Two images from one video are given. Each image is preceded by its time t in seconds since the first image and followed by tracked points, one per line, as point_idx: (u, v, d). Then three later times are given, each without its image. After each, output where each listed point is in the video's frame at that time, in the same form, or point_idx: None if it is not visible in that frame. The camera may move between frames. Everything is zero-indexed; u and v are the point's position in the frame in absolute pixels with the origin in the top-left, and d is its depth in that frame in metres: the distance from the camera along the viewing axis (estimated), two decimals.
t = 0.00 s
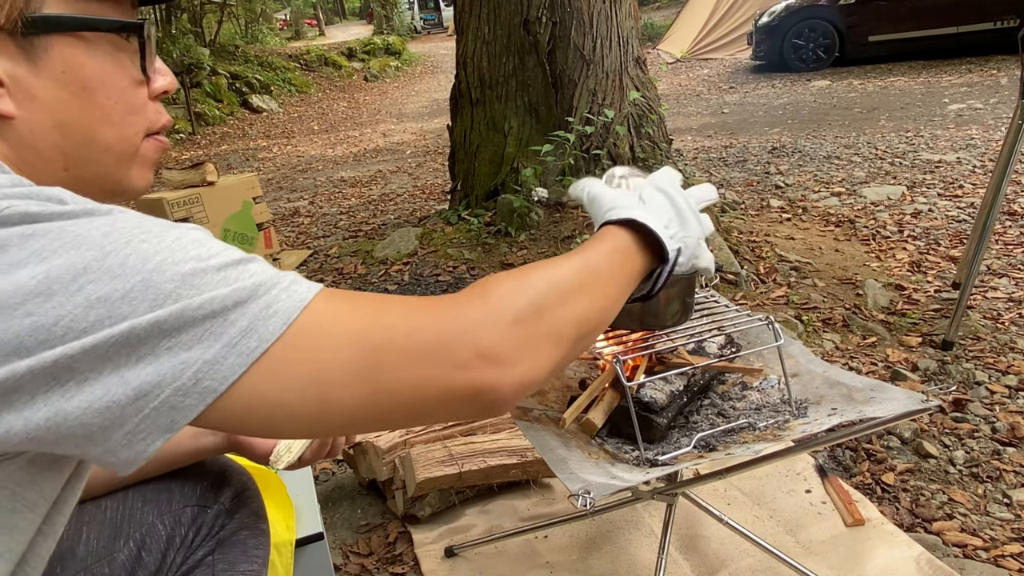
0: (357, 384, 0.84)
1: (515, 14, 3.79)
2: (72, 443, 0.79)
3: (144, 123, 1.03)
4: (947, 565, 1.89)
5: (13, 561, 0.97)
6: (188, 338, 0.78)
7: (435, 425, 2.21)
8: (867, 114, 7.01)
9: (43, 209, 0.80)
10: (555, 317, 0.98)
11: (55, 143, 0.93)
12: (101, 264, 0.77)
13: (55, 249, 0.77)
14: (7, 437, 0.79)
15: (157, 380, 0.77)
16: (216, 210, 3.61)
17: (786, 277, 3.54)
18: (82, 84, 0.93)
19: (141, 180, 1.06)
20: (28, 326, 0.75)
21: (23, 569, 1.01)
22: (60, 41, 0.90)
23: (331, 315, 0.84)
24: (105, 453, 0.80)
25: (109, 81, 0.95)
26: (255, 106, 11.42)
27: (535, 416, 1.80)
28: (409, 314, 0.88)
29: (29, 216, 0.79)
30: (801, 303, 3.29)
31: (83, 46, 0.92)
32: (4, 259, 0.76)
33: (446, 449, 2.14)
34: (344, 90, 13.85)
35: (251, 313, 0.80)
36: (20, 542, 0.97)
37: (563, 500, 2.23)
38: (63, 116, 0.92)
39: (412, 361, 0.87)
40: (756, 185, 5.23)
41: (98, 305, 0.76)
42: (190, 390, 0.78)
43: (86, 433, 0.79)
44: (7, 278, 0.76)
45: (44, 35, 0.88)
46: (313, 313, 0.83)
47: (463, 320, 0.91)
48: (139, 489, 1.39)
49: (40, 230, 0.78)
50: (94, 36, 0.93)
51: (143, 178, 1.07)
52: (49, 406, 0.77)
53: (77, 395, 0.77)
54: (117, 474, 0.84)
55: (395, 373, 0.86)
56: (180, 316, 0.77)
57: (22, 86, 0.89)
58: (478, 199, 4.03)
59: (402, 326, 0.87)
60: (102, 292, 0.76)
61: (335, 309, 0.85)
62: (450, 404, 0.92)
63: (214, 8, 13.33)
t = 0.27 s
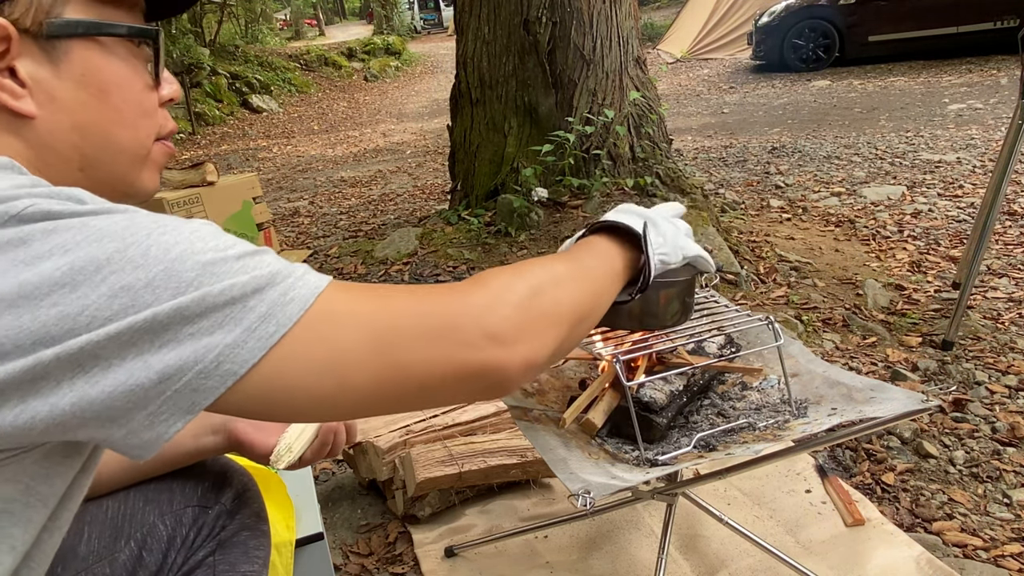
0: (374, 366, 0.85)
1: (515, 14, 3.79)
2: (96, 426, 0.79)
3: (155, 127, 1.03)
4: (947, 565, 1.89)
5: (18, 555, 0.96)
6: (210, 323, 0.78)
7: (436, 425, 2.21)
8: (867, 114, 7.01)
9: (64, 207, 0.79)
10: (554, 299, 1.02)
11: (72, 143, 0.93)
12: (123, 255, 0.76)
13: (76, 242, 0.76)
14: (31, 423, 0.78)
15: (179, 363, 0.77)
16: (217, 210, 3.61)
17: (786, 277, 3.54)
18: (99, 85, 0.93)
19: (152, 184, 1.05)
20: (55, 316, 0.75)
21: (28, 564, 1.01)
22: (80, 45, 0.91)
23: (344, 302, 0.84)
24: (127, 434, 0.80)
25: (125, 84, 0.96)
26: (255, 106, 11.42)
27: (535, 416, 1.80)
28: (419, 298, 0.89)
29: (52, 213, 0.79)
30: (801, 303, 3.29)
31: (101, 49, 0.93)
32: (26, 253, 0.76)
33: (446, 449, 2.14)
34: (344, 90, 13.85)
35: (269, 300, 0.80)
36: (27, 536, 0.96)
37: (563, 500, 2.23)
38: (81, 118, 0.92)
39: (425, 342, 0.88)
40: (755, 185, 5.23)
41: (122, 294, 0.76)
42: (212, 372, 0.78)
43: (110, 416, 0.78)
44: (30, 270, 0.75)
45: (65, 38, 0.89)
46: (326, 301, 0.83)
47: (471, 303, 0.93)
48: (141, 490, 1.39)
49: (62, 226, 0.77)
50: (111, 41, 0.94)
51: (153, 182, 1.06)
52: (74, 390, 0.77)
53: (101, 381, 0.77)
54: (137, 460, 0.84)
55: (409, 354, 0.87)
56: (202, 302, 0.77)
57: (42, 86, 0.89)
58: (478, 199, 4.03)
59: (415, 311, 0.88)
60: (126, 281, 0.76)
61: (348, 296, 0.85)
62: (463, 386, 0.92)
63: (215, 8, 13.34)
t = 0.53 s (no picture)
0: (372, 356, 0.85)
1: (515, 14, 3.79)
2: (98, 415, 0.79)
3: (159, 129, 1.03)
4: (947, 565, 1.89)
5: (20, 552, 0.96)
6: (209, 312, 0.78)
7: (436, 425, 2.22)
8: (867, 114, 7.01)
9: (65, 200, 0.79)
10: (551, 290, 1.03)
11: (78, 140, 0.92)
12: (124, 246, 0.77)
13: (77, 234, 0.77)
14: (33, 413, 0.78)
15: (179, 352, 0.77)
16: (217, 210, 3.61)
17: (786, 277, 3.54)
18: (107, 84, 0.93)
19: (156, 186, 1.04)
20: (56, 306, 0.75)
21: (27, 560, 1.00)
22: (90, 47, 0.91)
23: (343, 292, 0.84)
24: (128, 424, 0.80)
25: (134, 86, 0.97)
26: (255, 106, 11.41)
27: (535, 416, 1.80)
28: (417, 288, 0.89)
29: (54, 207, 0.79)
30: (801, 303, 3.29)
31: (110, 52, 0.94)
32: (28, 245, 0.76)
33: (446, 449, 2.14)
34: (344, 90, 13.84)
35: (269, 290, 0.80)
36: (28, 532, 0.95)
37: (563, 500, 2.23)
38: (88, 116, 0.92)
39: (423, 331, 0.88)
40: (755, 185, 5.23)
41: (122, 284, 0.76)
42: (211, 361, 0.78)
43: (111, 404, 0.79)
44: (30, 261, 0.75)
45: (75, 40, 0.90)
46: (324, 292, 0.83)
47: (468, 293, 0.93)
48: (141, 491, 1.39)
49: (64, 218, 0.78)
50: (120, 45, 0.95)
51: (158, 184, 1.05)
52: (76, 379, 0.77)
53: (101, 369, 0.77)
54: (138, 453, 0.84)
55: (407, 344, 0.87)
56: (201, 291, 0.77)
57: (52, 84, 0.89)
58: (478, 199, 4.03)
59: (412, 300, 0.88)
60: (126, 271, 0.76)
61: (346, 286, 0.85)
62: (462, 376, 0.92)
63: (215, 8, 13.33)
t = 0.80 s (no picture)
0: (335, 356, 0.83)
1: (515, 14, 3.79)
2: (55, 416, 0.77)
3: (123, 115, 1.00)
4: (947, 565, 1.89)
5: None
6: (166, 312, 0.76)
7: (436, 425, 2.22)
8: (867, 114, 7.01)
9: (23, 194, 0.78)
10: (531, 293, 1.01)
11: (37, 132, 0.89)
12: (81, 240, 0.75)
13: (34, 227, 0.75)
14: None
15: (137, 352, 0.76)
16: (216, 210, 3.61)
17: (786, 277, 3.54)
18: (67, 72, 0.90)
19: (124, 173, 1.03)
20: (9, 303, 0.73)
21: (10, 560, 0.98)
22: (47, 33, 0.87)
23: (308, 290, 0.83)
24: (86, 427, 0.78)
25: (95, 72, 0.93)
26: (255, 106, 11.41)
27: (535, 416, 1.81)
28: (387, 289, 0.88)
29: (11, 200, 0.78)
30: (801, 303, 3.29)
31: (67, 37, 0.89)
32: None
33: (446, 449, 2.14)
34: (344, 90, 13.84)
35: (229, 288, 0.79)
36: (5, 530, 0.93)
37: (563, 500, 2.23)
38: (48, 105, 0.89)
39: (388, 330, 0.86)
40: (755, 185, 5.23)
41: (78, 279, 0.75)
42: (170, 362, 0.77)
43: (67, 406, 0.77)
44: None
45: (29, 26, 0.86)
46: (288, 290, 0.82)
47: (438, 294, 0.91)
48: (140, 490, 1.39)
49: (19, 212, 0.76)
50: (78, 30, 0.91)
51: (125, 170, 1.03)
52: (32, 378, 0.76)
53: (58, 369, 0.75)
54: (101, 454, 0.83)
55: (371, 344, 0.85)
56: (159, 291, 0.75)
57: (7, 74, 0.86)
58: (478, 199, 4.03)
59: (380, 299, 0.87)
60: (83, 266, 0.75)
61: (312, 285, 0.84)
62: (431, 379, 0.90)
63: (214, 8, 13.32)
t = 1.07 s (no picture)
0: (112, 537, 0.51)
1: (515, 14, 3.79)
2: None
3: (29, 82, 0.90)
4: (948, 565, 1.89)
5: None
6: None
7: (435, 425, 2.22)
8: (867, 114, 7.02)
9: None
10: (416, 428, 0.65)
11: None
12: None
13: None
14: None
15: None
16: (216, 210, 3.61)
17: (786, 277, 3.54)
18: None
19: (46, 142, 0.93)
20: None
21: None
22: None
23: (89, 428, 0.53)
24: None
25: None
26: (255, 106, 11.41)
27: (535, 416, 1.80)
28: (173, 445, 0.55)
29: None
30: (801, 303, 3.29)
31: None
32: None
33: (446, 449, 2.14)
34: (344, 90, 13.85)
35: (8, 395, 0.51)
36: None
37: (563, 500, 2.23)
38: None
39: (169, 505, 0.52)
40: (755, 185, 5.23)
41: None
42: None
43: None
44: None
45: None
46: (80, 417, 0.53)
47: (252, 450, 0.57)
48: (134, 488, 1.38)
49: None
50: None
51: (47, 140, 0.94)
52: None
53: None
54: None
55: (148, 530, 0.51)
56: None
57: None
58: (478, 199, 4.02)
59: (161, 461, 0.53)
60: None
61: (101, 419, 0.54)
62: None
63: (214, 8, 13.32)
